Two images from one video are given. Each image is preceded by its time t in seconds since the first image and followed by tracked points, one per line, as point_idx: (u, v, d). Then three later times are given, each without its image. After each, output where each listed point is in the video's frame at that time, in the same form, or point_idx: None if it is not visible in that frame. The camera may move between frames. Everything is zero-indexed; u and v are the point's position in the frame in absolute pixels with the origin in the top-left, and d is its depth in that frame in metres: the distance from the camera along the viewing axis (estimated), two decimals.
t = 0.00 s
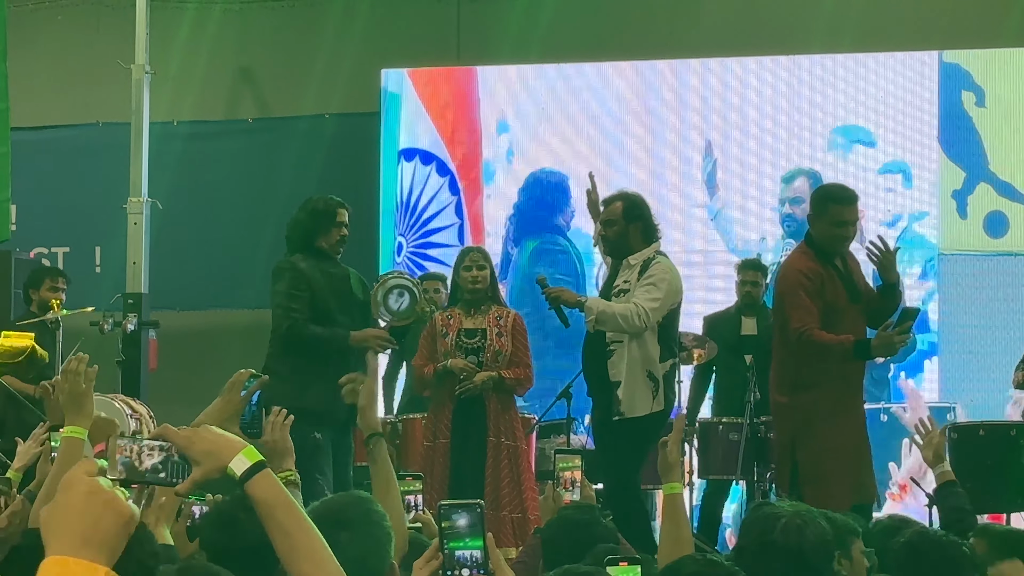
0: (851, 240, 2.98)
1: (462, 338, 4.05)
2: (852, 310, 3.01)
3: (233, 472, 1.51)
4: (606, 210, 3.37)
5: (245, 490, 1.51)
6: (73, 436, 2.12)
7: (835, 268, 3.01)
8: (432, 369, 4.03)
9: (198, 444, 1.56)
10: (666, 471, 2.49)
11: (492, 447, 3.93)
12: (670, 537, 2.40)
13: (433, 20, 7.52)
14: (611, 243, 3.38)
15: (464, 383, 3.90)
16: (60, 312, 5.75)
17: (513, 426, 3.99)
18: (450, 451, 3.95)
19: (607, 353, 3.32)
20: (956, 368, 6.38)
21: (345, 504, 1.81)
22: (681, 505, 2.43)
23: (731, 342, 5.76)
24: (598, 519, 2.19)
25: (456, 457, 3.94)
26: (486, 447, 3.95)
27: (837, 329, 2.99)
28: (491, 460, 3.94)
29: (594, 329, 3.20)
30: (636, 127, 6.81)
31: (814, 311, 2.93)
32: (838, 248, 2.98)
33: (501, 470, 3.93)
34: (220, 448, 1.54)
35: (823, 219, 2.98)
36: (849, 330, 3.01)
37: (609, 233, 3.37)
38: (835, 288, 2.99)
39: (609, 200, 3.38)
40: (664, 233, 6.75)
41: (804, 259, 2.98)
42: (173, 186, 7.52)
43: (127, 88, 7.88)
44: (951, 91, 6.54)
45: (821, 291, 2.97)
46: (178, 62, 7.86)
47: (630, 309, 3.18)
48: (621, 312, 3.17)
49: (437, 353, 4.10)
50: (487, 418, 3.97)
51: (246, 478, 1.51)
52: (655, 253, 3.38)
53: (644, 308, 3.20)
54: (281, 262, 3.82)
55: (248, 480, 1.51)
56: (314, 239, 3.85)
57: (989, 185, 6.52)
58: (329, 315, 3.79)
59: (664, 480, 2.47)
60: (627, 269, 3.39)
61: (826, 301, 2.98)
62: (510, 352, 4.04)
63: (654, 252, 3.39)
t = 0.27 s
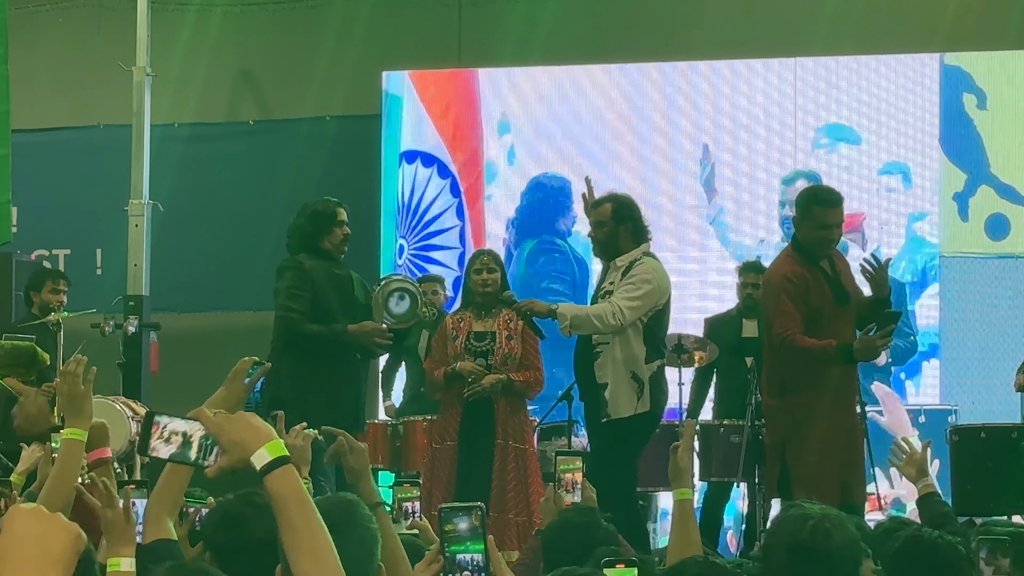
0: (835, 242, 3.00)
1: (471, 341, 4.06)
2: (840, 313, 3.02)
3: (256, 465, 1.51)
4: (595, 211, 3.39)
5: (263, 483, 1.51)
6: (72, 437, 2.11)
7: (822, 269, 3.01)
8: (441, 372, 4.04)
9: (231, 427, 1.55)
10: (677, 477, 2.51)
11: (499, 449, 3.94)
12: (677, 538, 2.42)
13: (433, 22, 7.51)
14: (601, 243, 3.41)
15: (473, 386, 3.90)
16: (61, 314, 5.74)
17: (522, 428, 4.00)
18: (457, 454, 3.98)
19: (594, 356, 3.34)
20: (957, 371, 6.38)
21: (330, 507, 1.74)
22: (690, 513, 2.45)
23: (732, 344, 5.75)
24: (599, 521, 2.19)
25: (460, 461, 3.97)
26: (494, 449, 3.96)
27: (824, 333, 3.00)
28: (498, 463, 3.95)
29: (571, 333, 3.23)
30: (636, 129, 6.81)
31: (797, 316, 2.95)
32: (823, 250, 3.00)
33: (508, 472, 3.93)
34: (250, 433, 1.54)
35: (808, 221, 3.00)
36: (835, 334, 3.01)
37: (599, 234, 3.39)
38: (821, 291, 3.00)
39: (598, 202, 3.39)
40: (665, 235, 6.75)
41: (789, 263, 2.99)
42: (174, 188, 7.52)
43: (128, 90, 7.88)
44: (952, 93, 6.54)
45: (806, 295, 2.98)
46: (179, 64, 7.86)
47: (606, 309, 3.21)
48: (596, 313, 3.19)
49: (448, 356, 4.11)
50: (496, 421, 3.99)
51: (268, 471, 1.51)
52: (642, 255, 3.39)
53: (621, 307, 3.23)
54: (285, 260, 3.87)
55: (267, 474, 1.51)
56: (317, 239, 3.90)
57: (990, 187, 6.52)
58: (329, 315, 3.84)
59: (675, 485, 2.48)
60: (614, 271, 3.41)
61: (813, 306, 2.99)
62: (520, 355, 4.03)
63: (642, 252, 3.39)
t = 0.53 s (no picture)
0: (830, 244, 3.15)
1: (479, 344, 4.11)
2: (834, 316, 3.17)
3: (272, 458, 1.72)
4: (584, 212, 3.73)
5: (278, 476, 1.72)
6: (71, 439, 2.16)
7: (817, 273, 3.16)
8: (451, 375, 4.08)
9: (261, 416, 1.74)
10: (682, 481, 2.59)
11: (506, 452, 3.94)
12: (683, 541, 2.51)
13: (434, 23, 7.51)
14: (591, 243, 3.75)
15: (480, 389, 3.95)
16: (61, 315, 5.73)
17: (530, 431, 4.00)
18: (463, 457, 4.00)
19: (580, 358, 3.69)
20: (957, 372, 6.38)
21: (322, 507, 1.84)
22: (695, 516, 2.53)
23: (732, 346, 5.75)
24: (599, 523, 2.18)
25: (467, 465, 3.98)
26: (501, 451, 3.96)
27: (815, 336, 3.15)
28: (505, 464, 3.94)
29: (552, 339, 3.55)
30: (637, 130, 6.80)
31: (789, 320, 3.10)
32: (817, 252, 3.15)
33: (514, 475, 3.93)
34: (276, 425, 1.73)
35: (801, 224, 3.16)
36: (824, 339, 3.15)
37: (588, 235, 3.73)
38: (815, 295, 3.14)
39: (587, 203, 3.73)
40: (665, 237, 6.74)
41: (783, 267, 3.15)
42: (174, 189, 7.51)
43: (128, 91, 7.87)
44: (953, 95, 6.53)
45: (799, 298, 3.13)
46: (179, 65, 7.86)
47: (586, 313, 3.53)
48: (575, 317, 3.51)
49: (457, 358, 4.15)
50: (503, 424, 4.00)
51: (281, 465, 1.72)
52: (628, 257, 3.72)
53: (599, 312, 3.55)
54: (285, 264, 3.91)
55: (283, 466, 1.72)
56: (320, 243, 3.94)
57: (991, 189, 6.50)
58: (333, 322, 3.88)
59: (678, 489, 2.56)
60: (600, 272, 3.74)
61: (805, 307, 3.14)
62: (528, 358, 4.06)
63: (629, 253, 3.72)
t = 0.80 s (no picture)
0: (830, 246, 3.15)
1: (485, 347, 4.14)
2: (831, 317, 3.18)
3: (278, 456, 1.77)
4: (576, 213, 3.76)
5: (281, 474, 1.76)
6: (72, 441, 2.17)
7: (816, 274, 3.17)
8: (457, 378, 4.12)
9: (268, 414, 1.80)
10: (679, 481, 2.61)
11: (511, 455, 3.96)
12: (681, 540, 2.50)
13: (434, 25, 7.52)
14: (582, 245, 3.78)
15: (484, 392, 3.94)
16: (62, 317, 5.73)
17: (535, 433, 4.00)
18: (468, 459, 4.03)
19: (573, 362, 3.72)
20: (957, 374, 6.38)
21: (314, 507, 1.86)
22: (693, 517, 2.52)
23: (731, 348, 5.76)
24: (599, 524, 2.18)
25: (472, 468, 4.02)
26: (506, 454, 3.98)
27: (812, 336, 3.16)
28: (509, 467, 3.96)
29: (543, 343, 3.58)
30: (636, 132, 6.81)
31: (785, 322, 3.11)
32: (817, 254, 3.15)
33: (518, 477, 3.94)
34: (283, 424, 1.79)
35: (801, 226, 3.16)
36: (822, 340, 3.16)
37: (580, 237, 3.77)
38: (813, 296, 3.15)
39: (579, 205, 3.76)
40: (665, 239, 6.76)
41: (781, 268, 3.15)
42: (174, 191, 7.51)
43: (128, 92, 7.88)
44: (952, 97, 6.52)
45: (797, 300, 3.14)
46: (180, 67, 7.86)
47: (575, 316, 3.56)
48: (563, 321, 3.55)
49: (465, 361, 4.20)
50: (508, 427, 4.02)
51: (286, 464, 1.76)
52: (618, 257, 3.72)
53: (589, 315, 3.57)
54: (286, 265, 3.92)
55: (287, 465, 1.76)
56: (325, 244, 3.95)
57: (990, 191, 6.50)
58: (328, 323, 3.89)
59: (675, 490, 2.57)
60: (592, 275, 3.75)
61: (803, 308, 3.15)
62: (534, 360, 4.05)
63: (619, 255, 3.73)
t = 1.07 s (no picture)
0: (829, 250, 3.15)
1: (486, 350, 4.14)
2: (831, 319, 3.19)
3: (269, 461, 1.78)
4: (568, 217, 3.77)
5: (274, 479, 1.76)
6: (74, 443, 2.19)
7: (816, 276, 3.17)
8: (460, 381, 4.13)
9: (262, 420, 1.81)
10: (671, 484, 2.57)
11: (511, 458, 3.97)
12: (673, 546, 2.49)
13: (434, 28, 7.52)
14: (574, 249, 3.79)
15: (484, 395, 3.98)
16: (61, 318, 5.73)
17: (535, 437, 4.01)
18: (468, 462, 4.04)
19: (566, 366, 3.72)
20: (955, 378, 6.39)
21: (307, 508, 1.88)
22: (684, 517, 2.51)
23: (730, 351, 5.76)
24: (598, 527, 2.19)
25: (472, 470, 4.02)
26: (507, 457, 3.99)
27: (812, 339, 3.18)
28: (510, 469, 3.97)
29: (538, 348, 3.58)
30: (635, 134, 6.82)
31: (786, 325, 3.11)
32: (817, 257, 3.16)
33: (519, 480, 3.95)
34: (276, 430, 1.80)
35: (801, 229, 3.15)
36: (822, 342, 3.18)
37: (572, 241, 3.77)
38: (814, 298, 3.15)
39: (571, 208, 3.77)
40: (663, 241, 6.76)
41: (782, 271, 3.16)
42: (174, 192, 7.51)
43: (128, 94, 7.88)
44: (951, 99, 6.52)
45: (797, 302, 3.14)
46: (179, 69, 7.86)
47: (569, 320, 3.56)
48: (558, 325, 3.55)
49: (468, 364, 4.21)
50: (508, 429, 4.02)
51: (277, 469, 1.77)
52: (609, 261, 3.72)
53: (583, 318, 3.57)
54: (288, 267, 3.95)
55: (278, 470, 1.77)
56: (331, 247, 3.94)
57: (989, 194, 6.49)
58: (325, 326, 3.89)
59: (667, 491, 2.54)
60: (584, 278, 3.77)
61: (802, 311, 3.16)
62: (535, 364, 4.05)
63: (611, 257, 3.73)
